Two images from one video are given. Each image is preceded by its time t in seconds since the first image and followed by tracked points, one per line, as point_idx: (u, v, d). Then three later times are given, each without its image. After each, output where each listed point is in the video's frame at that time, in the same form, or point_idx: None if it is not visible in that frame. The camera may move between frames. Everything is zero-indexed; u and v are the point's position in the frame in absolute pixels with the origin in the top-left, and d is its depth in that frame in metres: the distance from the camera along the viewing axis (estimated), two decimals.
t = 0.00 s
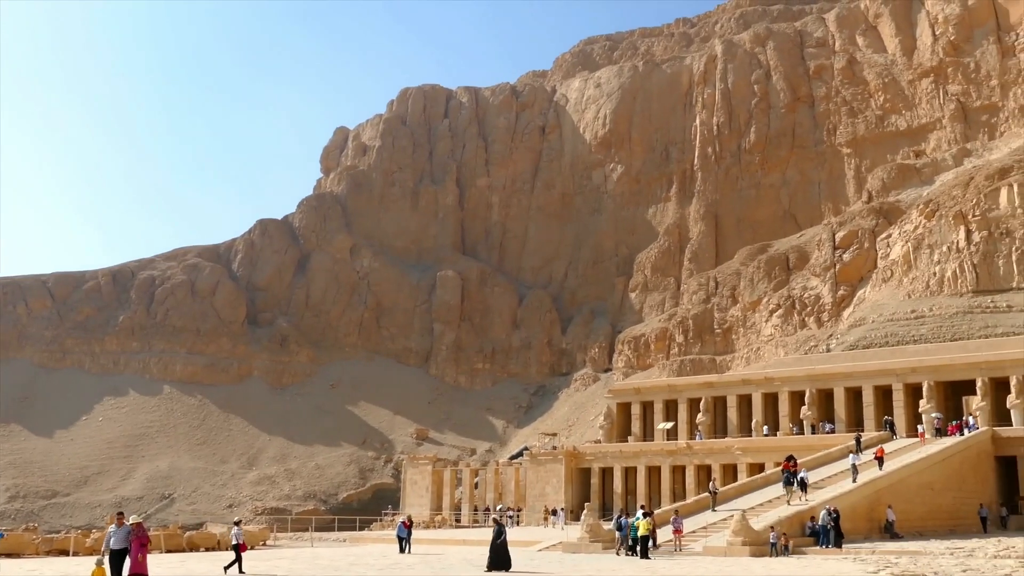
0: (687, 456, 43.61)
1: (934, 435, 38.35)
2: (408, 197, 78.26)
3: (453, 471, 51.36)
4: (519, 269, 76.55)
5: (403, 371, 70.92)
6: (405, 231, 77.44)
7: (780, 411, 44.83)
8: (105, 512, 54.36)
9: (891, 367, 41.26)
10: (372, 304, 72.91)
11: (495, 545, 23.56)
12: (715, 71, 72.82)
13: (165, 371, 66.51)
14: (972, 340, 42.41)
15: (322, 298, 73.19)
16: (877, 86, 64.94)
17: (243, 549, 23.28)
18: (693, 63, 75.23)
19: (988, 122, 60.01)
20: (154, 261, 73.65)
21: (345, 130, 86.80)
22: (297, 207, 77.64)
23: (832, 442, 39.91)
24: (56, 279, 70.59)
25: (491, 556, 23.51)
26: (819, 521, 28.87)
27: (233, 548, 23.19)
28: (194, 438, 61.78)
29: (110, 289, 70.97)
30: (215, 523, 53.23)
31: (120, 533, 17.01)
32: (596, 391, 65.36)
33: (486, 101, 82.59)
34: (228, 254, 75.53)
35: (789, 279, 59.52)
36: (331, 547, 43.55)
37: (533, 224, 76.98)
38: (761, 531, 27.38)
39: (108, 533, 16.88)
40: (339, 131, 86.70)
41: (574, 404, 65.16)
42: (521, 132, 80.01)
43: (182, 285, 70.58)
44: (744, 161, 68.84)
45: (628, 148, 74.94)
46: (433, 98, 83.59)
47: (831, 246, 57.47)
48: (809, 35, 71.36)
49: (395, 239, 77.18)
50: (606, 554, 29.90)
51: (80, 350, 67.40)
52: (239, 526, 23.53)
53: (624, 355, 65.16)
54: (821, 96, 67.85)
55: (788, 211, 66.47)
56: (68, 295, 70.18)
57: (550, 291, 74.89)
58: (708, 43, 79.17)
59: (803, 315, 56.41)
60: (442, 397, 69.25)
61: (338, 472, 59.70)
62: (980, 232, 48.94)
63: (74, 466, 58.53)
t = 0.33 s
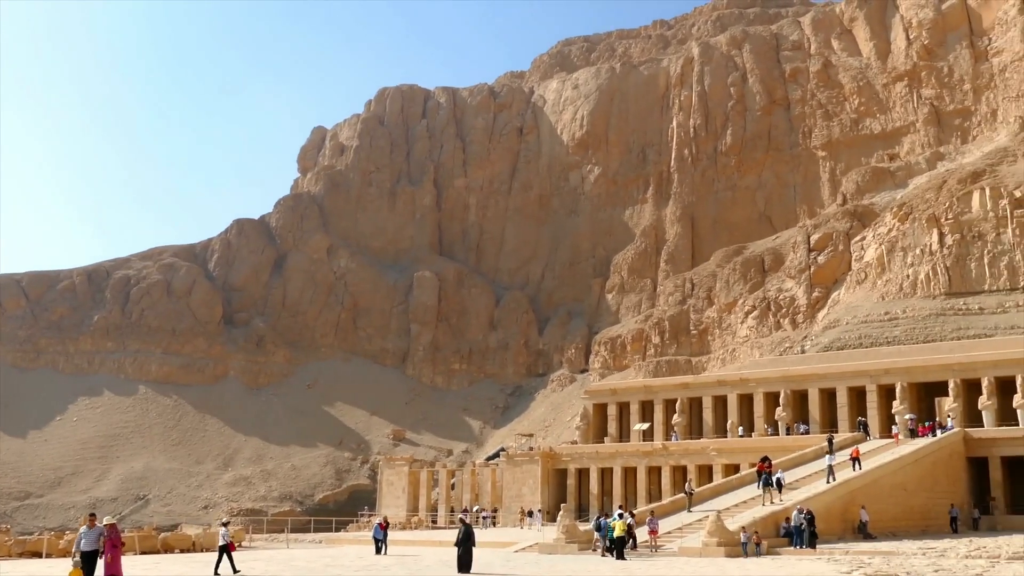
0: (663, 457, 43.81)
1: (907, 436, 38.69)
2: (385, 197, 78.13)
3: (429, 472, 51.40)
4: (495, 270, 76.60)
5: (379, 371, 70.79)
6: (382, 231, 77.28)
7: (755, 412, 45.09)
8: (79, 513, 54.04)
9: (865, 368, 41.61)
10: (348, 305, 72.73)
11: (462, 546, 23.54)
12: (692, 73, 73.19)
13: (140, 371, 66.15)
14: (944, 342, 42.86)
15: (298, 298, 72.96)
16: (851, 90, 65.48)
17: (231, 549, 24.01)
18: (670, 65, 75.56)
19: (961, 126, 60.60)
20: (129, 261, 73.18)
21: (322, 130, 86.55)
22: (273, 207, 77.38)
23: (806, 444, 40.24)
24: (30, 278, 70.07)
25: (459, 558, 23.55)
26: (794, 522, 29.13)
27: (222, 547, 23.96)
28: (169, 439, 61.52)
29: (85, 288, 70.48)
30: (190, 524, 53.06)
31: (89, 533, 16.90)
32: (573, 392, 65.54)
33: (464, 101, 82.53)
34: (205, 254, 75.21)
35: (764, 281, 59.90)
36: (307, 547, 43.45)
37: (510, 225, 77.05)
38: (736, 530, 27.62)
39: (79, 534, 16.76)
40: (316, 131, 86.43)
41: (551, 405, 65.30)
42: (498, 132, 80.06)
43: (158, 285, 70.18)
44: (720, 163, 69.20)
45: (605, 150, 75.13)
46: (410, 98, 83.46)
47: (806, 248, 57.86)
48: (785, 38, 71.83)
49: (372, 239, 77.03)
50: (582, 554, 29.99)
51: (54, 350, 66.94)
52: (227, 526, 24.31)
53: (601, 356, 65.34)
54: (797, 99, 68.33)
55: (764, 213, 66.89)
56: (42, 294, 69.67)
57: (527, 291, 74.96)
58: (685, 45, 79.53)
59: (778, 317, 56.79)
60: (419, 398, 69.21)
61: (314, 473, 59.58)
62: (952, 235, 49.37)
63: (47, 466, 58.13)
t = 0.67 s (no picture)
0: (636, 457, 44.05)
1: (878, 437, 39.02)
2: (361, 196, 77.96)
3: (404, 472, 51.48)
4: (470, 270, 76.64)
5: (354, 371, 70.69)
6: (357, 231, 77.10)
7: (728, 413, 45.40)
8: (50, 514, 53.72)
9: (836, 370, 41.99)
10: (323, 304, 72.54)
11: (425, 547, 23.39)
12: (667, 74, 73.52)
13: (113, 370, 65.76)
14: (914, 344, 43.32)
15: (273, 298, 72.72)
16: (824, 93, 66.08)
17: (218, 546, 24.48)
18: (645, 67, 75.85)
19: (931, 129, 61.22)
20: (102, 259, 72.67)
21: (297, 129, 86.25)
22: (248, 206, 77.04)
23: (778, 444, 40.60)
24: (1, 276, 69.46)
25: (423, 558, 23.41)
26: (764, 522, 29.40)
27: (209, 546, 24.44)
28: (142, 439, 61.24)
29: (57, 287, 69.96)
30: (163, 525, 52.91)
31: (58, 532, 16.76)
32: (547, 392, 65.76)
33: (439, 101, 82.42)
34: (178, 253, 74.83)
35: (737, 282, 60.36)
36: (280, 548, 43.37)
37: (485, 225, 77.12)
38: (708, 529, 27.87)
39: (47, 535, 16.55)
40: (291, 130, 86.12)
41: (525, 405, 65.49)
42: (473, 133, 80.07)
43: (130, 284, 69.69)
44: (694, 165, 69.56)
45: (580, 151, 75.34)
46: (386, 97, 83.25)
47: (779, 250, 58.28)
48: (759, 41, 72.31)
49: (347, 238, 76.82)
50: (556, 554, 30.04)
51: (26, 349, 66.48)
52: (215, 525, 24.78)
53: (575, 356, 65.56)
54: (770, 102, 68.83)
55: (738, 215, 67.34)
56: (13, 293, 69.11)
57: (502, 292, 75.05)
58: (660, 47, 79.84)
59: (751, 318, 57.22)
60: (394, 398, 69.18)
61: (288, 473, 59.53)
62: (922, 238, 49.82)
63: (18, 466, 57.69)
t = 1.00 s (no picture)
0: (607, 457, 44.24)
1: (846, 437, 39.43)
2: (333, 195, 77.70)
3: (375, 472, 51.44)
4: (443, 269, 76.62)
5: (325, 370, 70.51)
6: (329, 230, 76.85)
7: (698, 413, 45.68)
8: (17, 514, 53.26)
9: (805, 371, 42.36)
10: (295, 302, 72.26)
11: (387, 546, 23.34)
12: (639, 75, 73.84)
13: (82, 369, 65.26)
14: (881, 345, 43.77)
15: (244, 296, 72.38)
16: (795, 95, 66.71)
17: (198, 548, 24.51)
18: (618, 67, 76.13)
19: (900, 132, 61.91)
20: (71, 256, 72.00)
21: (269, 126, 85.83)
22: (219, 203, 76.56)
23: (747, 444, 40.88)
24: None
25: (384, 557, 23.33)
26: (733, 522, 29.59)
27: (189, 548, 24.50)
28: (111, 438, 60.84)
29: (25, 284, 69.30)
30: (132, 525, 52.67)
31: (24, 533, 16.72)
32: (518, 392, 65.97)
33: (413, 100, 82.26)
34: (149, 251, 74.32)
35: (708, 282, 60.81)
36: (250, 548, 43.18)
37: (457, 225, 77.14)
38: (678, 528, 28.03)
39: (13, 536, 16.45)
40: (263, 128, 85.71)
41: (496, 405, 65.67)
42: (446, 132, 80.02)
43: (100, 281, 69.12)
44: (666, 166, 69.91)
45: (552, 151, 75.53)
46: (358, 95, 82.95)
47: (749, 250, 58.68)
48: (730, 43, 72.78)
49: (319, 237, 76.56)
50: (526, 554, 30.01)
51: None
52: (195, 528, 24.81)
53: (547, 356, 65.75)
54: (741, 103, 69.35)
55: (709, 215, 67.80)
56: None
57: (475, 291, 75.10)
58: (632, 47, 80.18)
59: (721, 319, 57.63)
60: (365, 397, 69.09)
61: (258, 473, 59.44)
62: (890, 239, 50.34)
63: None
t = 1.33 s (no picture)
0: (576, 456, 44.35)
1: (813, 436, 39.76)
2: (303, 192, 77.30)
3: (344, 470, 51.27)
4: (413, 267, 76.47)
5: (294, 368, 70.23)
6: (299, 227, 76.49)
7: (667, 412, 45.88)
8: None
9: (772, 370, 42.65)
10: (264, 300, 71.87)
11: (344, 546, 23.22)
12: (610, 75, 74.07)
13: (48, 366, 64.60)
14: (847, 345, 44.19)
15: (213, 294, 71.87)
16: (764, 96, 67.31)
17: (178, 545, 25.01)
18: (589, 67, 76.33)
19: (867, 134, 62.58)
20: (36, 252, 71.15)
21: (239, 122, 85.25)
22: (188, 200, 75.94)
23: (715, 443, 41.05)
24: None
25: (341, 557, 23.19)
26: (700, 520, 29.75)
27: (168, 545, 24.93)
28: (76, 436, 60.31)
29: None
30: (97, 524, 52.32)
31: None
32: (488, 391, 66.08)
33: (384, 97, 81.94)
34: (116, 247, 73.65)
35: (677, 282, 61.19)
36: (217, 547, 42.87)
37: (428, 223, 77.02)
38: (646, 526, 28.12)
39: None
40: (233, 124, 85.11)
41: (466, 403, 65.80)
42: (417, 130, 79.83)
43: (66, 277, 68.42)
44: (636, 165, 70.18)
45: (524, 150, 75.61)
46: (329, 92, 82.51)
47: (719, 251, 59.02)
48: (701, 44, 73.15)
49: (289, 235, 76.18)
50: (494, 553, 29.95)
51: None
52: (174, 524, 25.08)
53: (517, 355, 65.88)
54: (711, 104, 69.75)
55: (679, 215, 68.15)
56: None
57: (445, 290, 75.06)
58: (604, 47, 80.40)
59: (690, 318, 57.98)
60: (335, 396, 68.88)
61: (226, 471, 59.23)
62: (857, 241, 50.78)
63: None
